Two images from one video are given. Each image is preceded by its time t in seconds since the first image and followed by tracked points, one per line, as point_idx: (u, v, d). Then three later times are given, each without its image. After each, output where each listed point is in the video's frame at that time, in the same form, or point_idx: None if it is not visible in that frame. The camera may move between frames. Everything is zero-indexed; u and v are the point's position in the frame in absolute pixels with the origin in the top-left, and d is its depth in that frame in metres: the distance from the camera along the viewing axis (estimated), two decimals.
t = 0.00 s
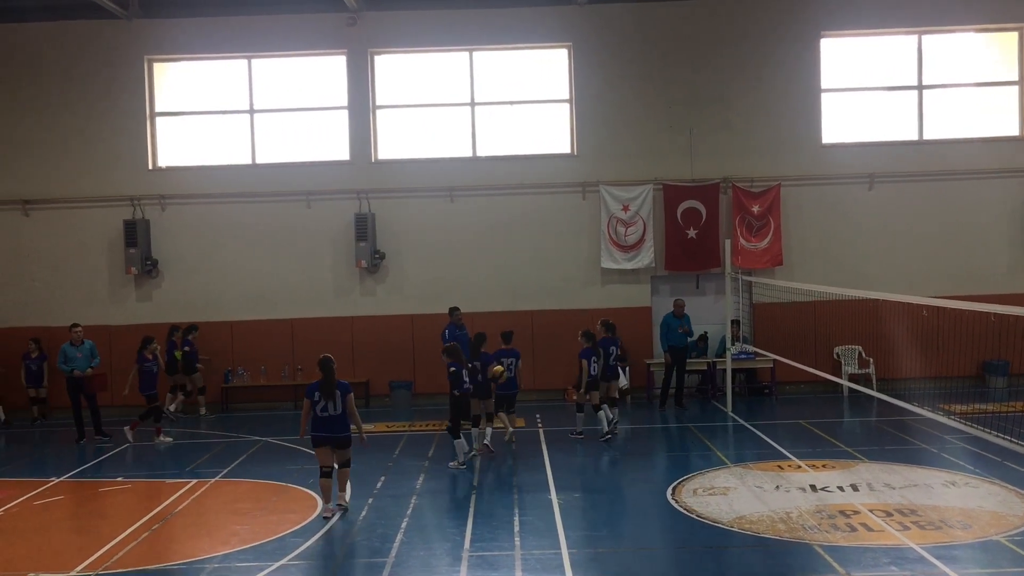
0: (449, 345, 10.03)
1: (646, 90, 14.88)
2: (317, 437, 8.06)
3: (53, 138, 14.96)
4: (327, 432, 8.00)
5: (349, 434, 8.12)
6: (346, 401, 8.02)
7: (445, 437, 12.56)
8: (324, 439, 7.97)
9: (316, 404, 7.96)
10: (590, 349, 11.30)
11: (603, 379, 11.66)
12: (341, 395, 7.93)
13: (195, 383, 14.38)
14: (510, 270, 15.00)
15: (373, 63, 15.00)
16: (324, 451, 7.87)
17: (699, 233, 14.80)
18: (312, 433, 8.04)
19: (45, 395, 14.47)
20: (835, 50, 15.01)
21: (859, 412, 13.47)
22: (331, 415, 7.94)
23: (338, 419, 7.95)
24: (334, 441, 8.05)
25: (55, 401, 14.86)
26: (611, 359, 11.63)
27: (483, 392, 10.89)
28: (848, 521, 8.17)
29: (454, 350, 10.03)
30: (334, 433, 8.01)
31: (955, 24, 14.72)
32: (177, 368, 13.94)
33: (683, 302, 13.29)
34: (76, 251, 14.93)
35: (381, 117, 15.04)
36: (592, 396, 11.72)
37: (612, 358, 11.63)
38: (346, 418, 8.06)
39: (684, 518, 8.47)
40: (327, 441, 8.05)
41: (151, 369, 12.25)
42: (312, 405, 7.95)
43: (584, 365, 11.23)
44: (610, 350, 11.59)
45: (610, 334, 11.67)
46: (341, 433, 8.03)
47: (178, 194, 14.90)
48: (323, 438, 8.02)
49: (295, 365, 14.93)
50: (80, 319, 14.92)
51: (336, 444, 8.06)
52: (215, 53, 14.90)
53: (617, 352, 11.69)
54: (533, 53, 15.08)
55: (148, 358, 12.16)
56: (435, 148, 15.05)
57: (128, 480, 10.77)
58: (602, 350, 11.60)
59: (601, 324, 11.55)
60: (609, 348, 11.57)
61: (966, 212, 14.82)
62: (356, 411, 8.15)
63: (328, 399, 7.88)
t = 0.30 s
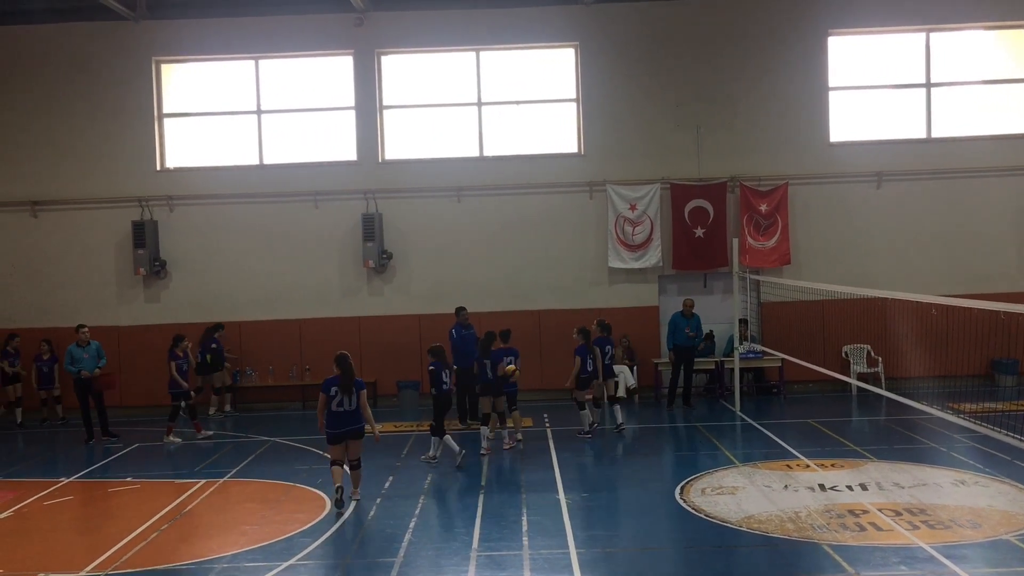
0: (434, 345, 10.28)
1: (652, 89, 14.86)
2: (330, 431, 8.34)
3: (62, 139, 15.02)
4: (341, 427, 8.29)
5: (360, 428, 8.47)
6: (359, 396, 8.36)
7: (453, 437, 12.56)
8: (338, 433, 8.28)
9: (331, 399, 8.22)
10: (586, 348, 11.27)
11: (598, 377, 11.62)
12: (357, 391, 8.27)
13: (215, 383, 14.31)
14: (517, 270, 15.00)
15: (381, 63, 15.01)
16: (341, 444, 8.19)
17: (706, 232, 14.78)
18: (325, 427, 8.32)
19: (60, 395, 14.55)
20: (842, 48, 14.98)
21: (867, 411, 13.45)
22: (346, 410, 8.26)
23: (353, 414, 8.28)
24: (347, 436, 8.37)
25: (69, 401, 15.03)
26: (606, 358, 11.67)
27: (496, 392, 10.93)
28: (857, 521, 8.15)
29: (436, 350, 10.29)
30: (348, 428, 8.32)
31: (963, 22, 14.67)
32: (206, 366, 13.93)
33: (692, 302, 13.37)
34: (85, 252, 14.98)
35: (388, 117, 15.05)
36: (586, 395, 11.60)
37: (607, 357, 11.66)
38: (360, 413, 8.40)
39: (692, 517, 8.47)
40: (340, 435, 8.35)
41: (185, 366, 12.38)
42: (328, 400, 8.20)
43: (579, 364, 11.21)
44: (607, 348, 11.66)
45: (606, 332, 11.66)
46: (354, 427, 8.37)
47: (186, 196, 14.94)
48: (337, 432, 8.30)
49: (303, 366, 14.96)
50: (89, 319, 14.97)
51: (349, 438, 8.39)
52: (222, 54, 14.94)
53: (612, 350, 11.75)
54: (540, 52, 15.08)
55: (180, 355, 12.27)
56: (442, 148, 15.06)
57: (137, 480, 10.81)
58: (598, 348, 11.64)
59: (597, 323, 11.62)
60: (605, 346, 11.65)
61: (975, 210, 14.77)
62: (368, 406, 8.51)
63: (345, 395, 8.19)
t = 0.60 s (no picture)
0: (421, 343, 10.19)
1: (659, 87, 14.83)
2: (339, 424, 8.62)
3: (69, 139, 15.05)
4: (350, 419, 8.61)
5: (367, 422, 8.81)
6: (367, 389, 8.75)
7: (460, 435, 12.56)
8: (350, 425, 8.59)
9: (343, 392, 8.54)
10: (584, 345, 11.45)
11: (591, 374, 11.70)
12: (366, 383, 8.68)
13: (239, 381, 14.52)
14: (524, 269, 14.99)
15: (387, 62, 15.02)
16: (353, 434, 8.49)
17: (713, 230, 14.76)
18: (335, 419, 8.61)
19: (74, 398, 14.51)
20: (849, 45, 14.93)
21: (875, 409, 13.41)
22: (356, 402, 8.60)
23: (363, 405, 8.63)
24: (356, 428, 8.69)
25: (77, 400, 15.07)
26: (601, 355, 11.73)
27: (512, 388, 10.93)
28: (865, 519, 8.13)
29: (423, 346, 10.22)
30: (358, 420, 8.66)
31: (970, 18, 14.61)
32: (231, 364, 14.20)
33: (697, 300, 13.33)
34: (93, 252, 15.02)
35: (394, 116, 15.06)
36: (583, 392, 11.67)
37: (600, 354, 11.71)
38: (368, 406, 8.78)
39: (700, 516, 8.46)
40: (350, 427, 8.64)
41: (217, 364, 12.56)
42: (340, 393, 8.51)
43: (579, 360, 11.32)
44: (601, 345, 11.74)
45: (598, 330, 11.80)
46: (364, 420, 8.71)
47: (193, 195, 14.96)
48: (348, 424, 8.61)
49: (310, 364, 14.97)
50: (97, 319, 15.02)
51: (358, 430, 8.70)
52: (228, 54, 14.96)
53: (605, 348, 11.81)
54: (546, 50, 15.06)
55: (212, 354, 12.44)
56: (448, 147, 15.05)
57: (145, 479, 10.83)
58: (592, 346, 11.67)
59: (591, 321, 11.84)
60: (599, 344, 11.67)
61: (983, 207, 14.71)
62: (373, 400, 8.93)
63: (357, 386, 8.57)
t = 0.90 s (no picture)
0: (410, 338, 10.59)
1: (663, 85, 14.82)
2: (342, 416, 9.01)
3: (75, 138, 15.09)
4: (354, 411, 8.99)
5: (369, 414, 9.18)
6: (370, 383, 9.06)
7: (465, 433, 12.57)
8: (350, 418, 8.97)
9: (344, 386, 8.89)
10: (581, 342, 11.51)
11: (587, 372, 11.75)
12: (367, 377, 8.99)
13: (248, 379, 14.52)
14: (528, 267, 14.98)
15: (392, 61, 15.02)
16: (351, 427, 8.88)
17: (718, 228, 14.73)
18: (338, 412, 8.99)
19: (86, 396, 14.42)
20: (855, 42, 14.90)
21: (881, 407, 13.39)
22: (357, 396, 8.96)
23: (364, 398, 8.98)
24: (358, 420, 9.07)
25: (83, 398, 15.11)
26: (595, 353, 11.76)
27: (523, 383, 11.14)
28: (871, 517, 8.12)
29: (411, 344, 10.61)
30: (359, 413, 9.02)
31: (976, 15, 14.56)
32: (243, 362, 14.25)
33: (696, 298, 13.32)
34: (98, 250, 15.06)
35: (399, 115, 15.07)
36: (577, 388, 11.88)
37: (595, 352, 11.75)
38: (370, 399, 9.12)
39: (705, 514, 8.45)
40: (352, 419, 9.03)
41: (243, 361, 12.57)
42: (341, 387, 8.86)
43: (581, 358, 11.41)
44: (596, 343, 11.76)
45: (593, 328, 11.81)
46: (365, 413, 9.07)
47: (199, 194, 14.99)
48: (349, 416, 8.99)
49: (315, 362, 14.99)
50: (102, 317, 15.06)
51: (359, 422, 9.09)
52: (233, 53, 14.98)
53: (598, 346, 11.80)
54: (551, 49, 15.05)
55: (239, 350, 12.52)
56: (453, 145, 15.05)
57: (151, 477, 10.86)
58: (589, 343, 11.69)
59: (585, 318, 11.85)
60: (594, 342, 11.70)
61: (989, 205, 14.67)
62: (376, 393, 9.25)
63: (357, 381, 8.91)
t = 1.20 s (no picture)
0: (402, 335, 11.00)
1: (664, 83, 14.80)
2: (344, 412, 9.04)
3: (75, 137, 15.08)
4: (353, 407, 9.01)
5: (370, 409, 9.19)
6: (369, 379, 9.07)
7: (466, 432, 12.57)
8: (351, 413, 8.99)
9: (343, 382, 8.94)
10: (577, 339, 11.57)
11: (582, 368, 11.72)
12: (365, 373, 9.01)
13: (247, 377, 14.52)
14: (529, 266, 14.98)
15: (392, 60, 15.01)
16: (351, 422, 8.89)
17: (719, 226, 14.72)
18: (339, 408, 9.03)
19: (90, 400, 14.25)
20: (856, 41, 14.89)
21: (882, 406, 13.39)
22: (357, 392, 8.97)
23: (364, 394, 8.99)
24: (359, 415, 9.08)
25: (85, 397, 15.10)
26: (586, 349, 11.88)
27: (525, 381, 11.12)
28: (872, 516, 8.12)
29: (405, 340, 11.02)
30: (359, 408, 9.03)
31: (977, 14, 14.55)
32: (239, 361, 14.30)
33: (690, 296, 13.29)
34: (100, 249, 15.05)
35: (400, 114, 15.07)
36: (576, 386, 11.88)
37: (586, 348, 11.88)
38: (371, 395, 9.11)
39: (706, 513, 8.44)
40: (353, 415, 9.05)
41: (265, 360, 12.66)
42: (340, 384, 8.91)
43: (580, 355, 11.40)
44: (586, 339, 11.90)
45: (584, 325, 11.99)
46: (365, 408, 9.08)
47: (200, 193, 14.99)
48: (350, 412, 9.01)
49: (315, 362, 14.99)
50: (103, 316, 15.05)
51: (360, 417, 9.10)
52: (234, 52, 14.97)
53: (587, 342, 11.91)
54: (552, 47, 15.04)
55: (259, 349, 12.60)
56: (454, 144, 15.05)
57: (152, 476, 10.85)
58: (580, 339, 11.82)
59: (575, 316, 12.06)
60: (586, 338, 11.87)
61: (989, 203, 14.66)
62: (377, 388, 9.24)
63: (354, 377, 8.93)
